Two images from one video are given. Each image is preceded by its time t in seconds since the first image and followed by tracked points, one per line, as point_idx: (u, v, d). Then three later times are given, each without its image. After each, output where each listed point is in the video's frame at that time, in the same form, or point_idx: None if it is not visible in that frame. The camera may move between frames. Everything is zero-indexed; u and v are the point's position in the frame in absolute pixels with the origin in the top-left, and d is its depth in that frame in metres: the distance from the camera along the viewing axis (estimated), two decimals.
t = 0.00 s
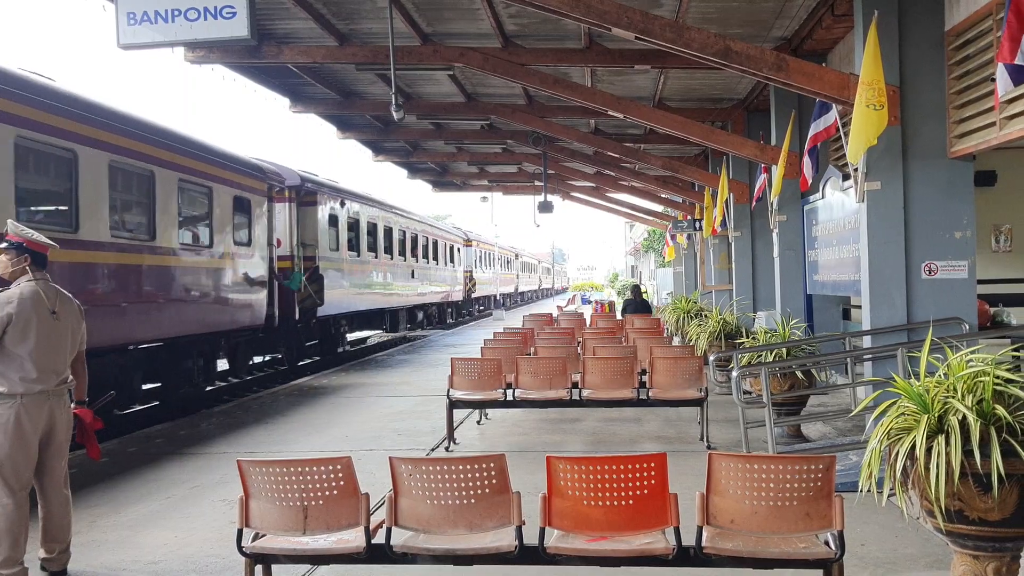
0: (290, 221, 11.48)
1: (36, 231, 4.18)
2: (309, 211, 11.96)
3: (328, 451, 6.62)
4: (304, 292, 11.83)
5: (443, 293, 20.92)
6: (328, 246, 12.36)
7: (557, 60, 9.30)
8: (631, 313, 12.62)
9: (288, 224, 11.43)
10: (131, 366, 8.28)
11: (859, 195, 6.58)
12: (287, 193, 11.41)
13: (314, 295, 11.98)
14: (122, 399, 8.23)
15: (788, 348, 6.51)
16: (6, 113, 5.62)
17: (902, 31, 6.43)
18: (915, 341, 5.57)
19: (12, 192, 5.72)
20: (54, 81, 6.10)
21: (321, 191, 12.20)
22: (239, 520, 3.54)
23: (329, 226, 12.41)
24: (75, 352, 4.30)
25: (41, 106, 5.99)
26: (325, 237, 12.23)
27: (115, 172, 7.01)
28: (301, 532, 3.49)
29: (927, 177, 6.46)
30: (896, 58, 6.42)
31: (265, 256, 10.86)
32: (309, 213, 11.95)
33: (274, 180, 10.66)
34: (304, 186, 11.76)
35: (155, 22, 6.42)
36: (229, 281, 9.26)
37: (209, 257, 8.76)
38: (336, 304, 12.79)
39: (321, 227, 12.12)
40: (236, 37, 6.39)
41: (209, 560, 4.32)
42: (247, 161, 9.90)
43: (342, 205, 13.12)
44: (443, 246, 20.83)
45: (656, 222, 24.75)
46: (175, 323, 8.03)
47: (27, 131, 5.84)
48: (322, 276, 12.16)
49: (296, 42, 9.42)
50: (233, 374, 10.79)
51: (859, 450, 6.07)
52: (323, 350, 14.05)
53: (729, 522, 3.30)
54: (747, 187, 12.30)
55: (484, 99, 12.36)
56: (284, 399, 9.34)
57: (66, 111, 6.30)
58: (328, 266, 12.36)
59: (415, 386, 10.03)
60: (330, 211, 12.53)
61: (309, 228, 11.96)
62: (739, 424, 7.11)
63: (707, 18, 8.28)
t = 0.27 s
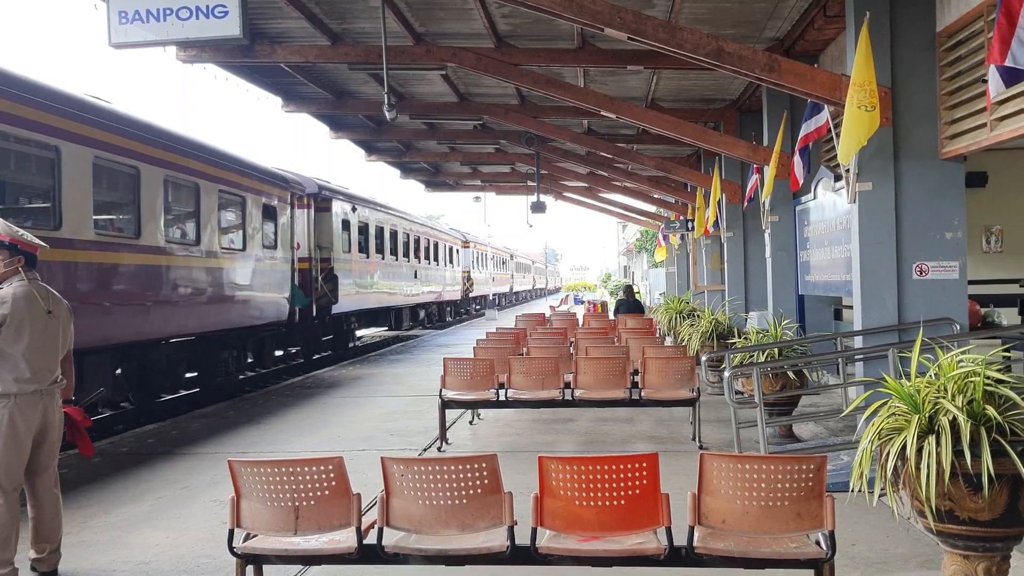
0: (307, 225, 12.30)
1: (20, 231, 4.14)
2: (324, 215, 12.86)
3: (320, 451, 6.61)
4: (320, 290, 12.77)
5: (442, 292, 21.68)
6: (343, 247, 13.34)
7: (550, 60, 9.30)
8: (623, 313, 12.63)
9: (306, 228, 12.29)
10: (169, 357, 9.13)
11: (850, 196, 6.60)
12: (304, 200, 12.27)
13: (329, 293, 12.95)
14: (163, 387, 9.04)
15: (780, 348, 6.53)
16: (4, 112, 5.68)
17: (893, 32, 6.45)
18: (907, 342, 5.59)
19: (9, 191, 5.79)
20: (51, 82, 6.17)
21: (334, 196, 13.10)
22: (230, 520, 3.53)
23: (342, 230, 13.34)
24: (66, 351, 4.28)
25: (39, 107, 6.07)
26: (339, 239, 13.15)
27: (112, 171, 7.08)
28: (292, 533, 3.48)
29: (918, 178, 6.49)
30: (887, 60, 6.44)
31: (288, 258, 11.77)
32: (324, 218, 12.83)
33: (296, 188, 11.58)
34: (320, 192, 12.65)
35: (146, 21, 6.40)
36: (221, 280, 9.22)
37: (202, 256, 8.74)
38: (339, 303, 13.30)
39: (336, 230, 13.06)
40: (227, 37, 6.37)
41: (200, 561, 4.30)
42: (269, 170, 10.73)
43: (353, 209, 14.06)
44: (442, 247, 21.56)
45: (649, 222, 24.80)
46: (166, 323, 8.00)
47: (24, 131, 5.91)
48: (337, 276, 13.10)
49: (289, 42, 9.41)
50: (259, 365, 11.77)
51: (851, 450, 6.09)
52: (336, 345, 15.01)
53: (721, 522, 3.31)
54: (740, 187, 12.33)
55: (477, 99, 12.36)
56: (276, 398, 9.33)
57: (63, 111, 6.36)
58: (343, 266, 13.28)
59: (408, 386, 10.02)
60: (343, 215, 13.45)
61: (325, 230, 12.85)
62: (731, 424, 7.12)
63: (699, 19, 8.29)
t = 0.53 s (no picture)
0: (325, 228, 13.24)
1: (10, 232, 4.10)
2: (337, 219, 13.84)
3: (314, 452, 6.60)
4: (335, 289, 13.79)
5: (442, 292, 22.46)
6: (354, 249, 14.36)
7: (544, 61, 9.31)
8: (617, 314, 12.64)
9: (323, 232, 13.25)
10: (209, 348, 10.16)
11: (843, 197, 6.61)
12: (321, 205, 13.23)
13: (342, 292, 13.95)
14: (200, 375, 9.97)
15: (773, 348, 6.54)
16: (7, 114, 5.76)
17: (886, 34, 6.47)
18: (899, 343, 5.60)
19: (12, 191, 5.87)
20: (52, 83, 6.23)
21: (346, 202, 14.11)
22: (223, 521, 3.52)
23: (353, 232, 14.32)
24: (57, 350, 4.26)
25: (39, 108, 6.14)
26: (351, 242, 14.19)
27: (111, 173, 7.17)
28: (285, 533, 3.47)
29: (910, 180, 6.51)
30: (880, 61, 6.46)
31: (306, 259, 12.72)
32: (338, 222, 13.86)
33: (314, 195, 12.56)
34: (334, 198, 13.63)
35: (139, 21, 6.37)
36: (215, 279, 9.20)
37: (195, 256, 8.71)
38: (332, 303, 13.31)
39: (348, 233, 14.05)
40: (221, 37, 6.36)
41: (193, 561, 4.29)
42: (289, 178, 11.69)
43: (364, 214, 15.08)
44: (441, 249, 22.28)
45: (642, 223, 24.85)
46: (158, 323, 7.96)
47: (25, 132, 5.99)
48: (350, 276, 14.07)
49: (283, 42, 9.39)
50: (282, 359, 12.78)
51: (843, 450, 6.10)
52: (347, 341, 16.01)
53: (714, 523, 3.31)
54: (733, 188, 12.35)
55: (471, 99, 12.36)
56: (269, 399, 9.32)
57: (62, 111, 6.42)
58: (355, 266, 14.26)
59: (401, 387, 10.01)
60: (353, 219, 14.43)
61: (339, 234, 13.87)
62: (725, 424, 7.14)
63: (693, 20, 8.30)
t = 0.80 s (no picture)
0: (338, 231, 14.23)
1: (0, 231, 4.06)
2: (349, 222, 14.84)
3: (307, 450, 6.59)
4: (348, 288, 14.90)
5: (441, 290, 23.21)
6: (364, 250, 15.39)
7: (538, 60, 9.31)
8: (612, 313, 12.64)
9: (337, 235, 14.25)
10: (236, 341, 11.09)
11: (837, 196, 6.62)
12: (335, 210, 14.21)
13: (353, 289, 15.02)
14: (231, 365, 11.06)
15: (767, 347, 6.55)
16: None
17: (880, 33, 6.49)
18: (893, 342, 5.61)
19: (9, 189, 5.93)
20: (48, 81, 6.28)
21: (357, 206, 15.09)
22: (216, 519, 3.51)
23: (364, 234, 15.34)
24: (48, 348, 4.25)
25: (36, 107, 6.20)
26: (362, 242, 15.24)
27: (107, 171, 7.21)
28: (278, 532, 3.46)
29: (904, 179, 6.52)
30: (874, 60, 6.47)
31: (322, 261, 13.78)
32: (351, 225, 14.89)
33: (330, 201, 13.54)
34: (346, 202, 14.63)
35: (133, 19, 6.35)
36: (209, 277, 9.18)
37: (189, 255, 8.69)
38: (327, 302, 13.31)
39: (359, 235, 15.05)
40: (215, 34, 6.36)
41: (186, 560, 4.28)
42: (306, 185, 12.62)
43: (373, 217, 16.13)
44: (440, 249, 22.94)
45: (637, 223, 24.90)
46: (153, 322, 7.95)
47: (23, 131, 6.05)
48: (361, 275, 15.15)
49: (277, 40, 9.37)
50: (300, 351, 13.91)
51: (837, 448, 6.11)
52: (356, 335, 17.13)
53: (707, 521, 3.31)
54: (728, 187, 12.37)
55: (466, 98, 12.36)
56: (263, 397, 9.31)
57: (58, 110, 6.47)
58: (365, 266, 15.35)
59: (395, 386, 10.01)
60: (364, 222, 15.45)
61: (351, 236, 14.86)
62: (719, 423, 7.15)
63: (688, 19, 8.31)
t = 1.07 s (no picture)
0: (350, 234, 15.08)
1: None
2: (360, 226, 15.78)
3: (302, 451, 6.57)
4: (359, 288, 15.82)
5: (442, 290, 23.83)
6: (373, 252, 16.27)
7: (534, 60, 9.31)
8: (607, 314, 12.62)
9: (349, 238, 15.17)
10: (262, 336, 12.02)
11: (832, 197, 6.64)
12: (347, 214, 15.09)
13: (363, 288, 15.91)
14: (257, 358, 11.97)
15: (762, 349, 6.57)
16: None
17: (875, 35, 6.50)
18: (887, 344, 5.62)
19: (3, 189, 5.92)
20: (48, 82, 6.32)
21: (367, 212, 16.04)
22: (210, 520, 3.49)
23: (374, 237, 16.27)
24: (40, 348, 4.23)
25: (28, 106, 6.14)
26: (372, 245, 16.12)
27: (104, 172, 7.25)
28: (273, 533, 3.45)
29: (899, 181, 6.54)
30: (869, 62, 6.49)
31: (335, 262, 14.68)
32: (362, 229, 15.83)
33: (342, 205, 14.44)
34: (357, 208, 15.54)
35: (127, 18, 6.32)
36: (203, 277, 9.15)
37: (183, 255, 8.67)
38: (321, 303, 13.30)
39: (369, 238, 15.96)
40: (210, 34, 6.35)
41: (180, 561, 4.26)
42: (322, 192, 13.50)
43: (381, 222, 17.02)
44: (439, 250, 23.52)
45: (631, 223, 24.95)
46: (147, 322, 7.92)
47: (14, 129, 5.99)
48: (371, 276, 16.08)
49: (272, 40, 9.36)
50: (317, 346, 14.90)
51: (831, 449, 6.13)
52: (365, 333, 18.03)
53: (702, 522, 3.31)
54: (722, 189, 12.39)
55: (461, 99, 12.35)
56: (258, 398, 9.30)
57: (58, 111, 6.51)
58: (374, 268, 16.23)
59: (390, 386, 10.00)
60: (373, 226, 16.38)
61: (361, 240, 15.80)
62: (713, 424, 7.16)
63: (683, 20, 8.32)
